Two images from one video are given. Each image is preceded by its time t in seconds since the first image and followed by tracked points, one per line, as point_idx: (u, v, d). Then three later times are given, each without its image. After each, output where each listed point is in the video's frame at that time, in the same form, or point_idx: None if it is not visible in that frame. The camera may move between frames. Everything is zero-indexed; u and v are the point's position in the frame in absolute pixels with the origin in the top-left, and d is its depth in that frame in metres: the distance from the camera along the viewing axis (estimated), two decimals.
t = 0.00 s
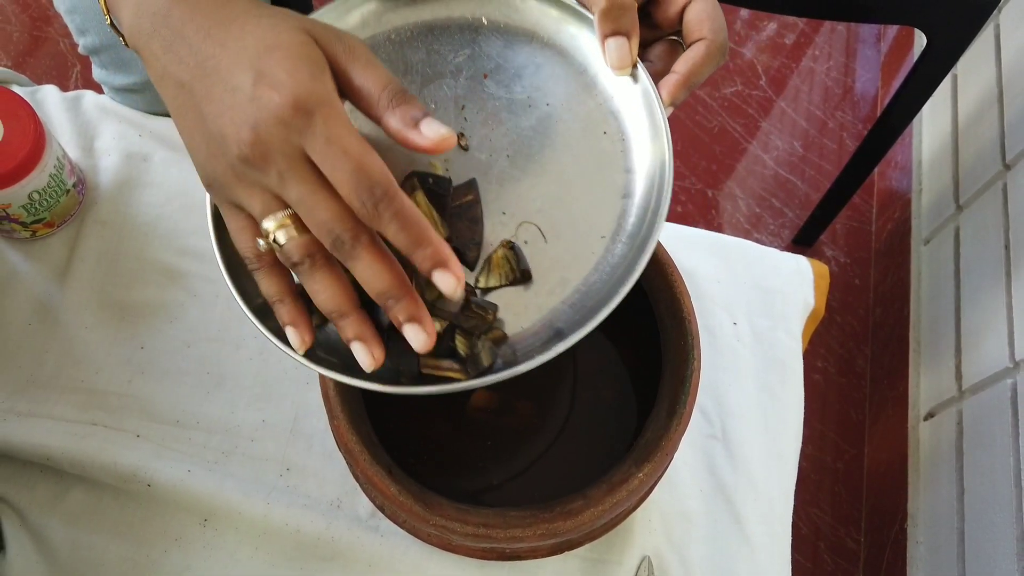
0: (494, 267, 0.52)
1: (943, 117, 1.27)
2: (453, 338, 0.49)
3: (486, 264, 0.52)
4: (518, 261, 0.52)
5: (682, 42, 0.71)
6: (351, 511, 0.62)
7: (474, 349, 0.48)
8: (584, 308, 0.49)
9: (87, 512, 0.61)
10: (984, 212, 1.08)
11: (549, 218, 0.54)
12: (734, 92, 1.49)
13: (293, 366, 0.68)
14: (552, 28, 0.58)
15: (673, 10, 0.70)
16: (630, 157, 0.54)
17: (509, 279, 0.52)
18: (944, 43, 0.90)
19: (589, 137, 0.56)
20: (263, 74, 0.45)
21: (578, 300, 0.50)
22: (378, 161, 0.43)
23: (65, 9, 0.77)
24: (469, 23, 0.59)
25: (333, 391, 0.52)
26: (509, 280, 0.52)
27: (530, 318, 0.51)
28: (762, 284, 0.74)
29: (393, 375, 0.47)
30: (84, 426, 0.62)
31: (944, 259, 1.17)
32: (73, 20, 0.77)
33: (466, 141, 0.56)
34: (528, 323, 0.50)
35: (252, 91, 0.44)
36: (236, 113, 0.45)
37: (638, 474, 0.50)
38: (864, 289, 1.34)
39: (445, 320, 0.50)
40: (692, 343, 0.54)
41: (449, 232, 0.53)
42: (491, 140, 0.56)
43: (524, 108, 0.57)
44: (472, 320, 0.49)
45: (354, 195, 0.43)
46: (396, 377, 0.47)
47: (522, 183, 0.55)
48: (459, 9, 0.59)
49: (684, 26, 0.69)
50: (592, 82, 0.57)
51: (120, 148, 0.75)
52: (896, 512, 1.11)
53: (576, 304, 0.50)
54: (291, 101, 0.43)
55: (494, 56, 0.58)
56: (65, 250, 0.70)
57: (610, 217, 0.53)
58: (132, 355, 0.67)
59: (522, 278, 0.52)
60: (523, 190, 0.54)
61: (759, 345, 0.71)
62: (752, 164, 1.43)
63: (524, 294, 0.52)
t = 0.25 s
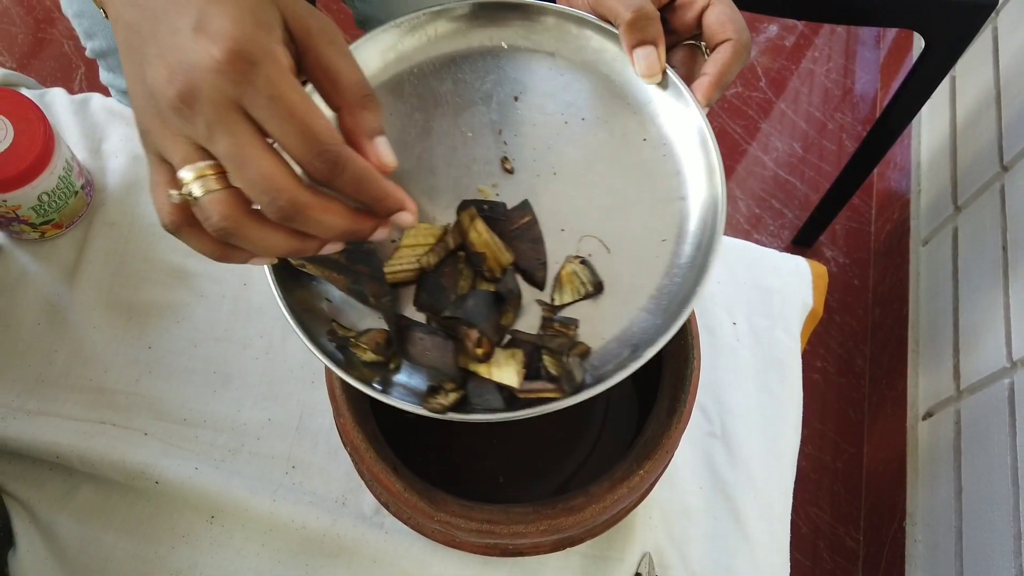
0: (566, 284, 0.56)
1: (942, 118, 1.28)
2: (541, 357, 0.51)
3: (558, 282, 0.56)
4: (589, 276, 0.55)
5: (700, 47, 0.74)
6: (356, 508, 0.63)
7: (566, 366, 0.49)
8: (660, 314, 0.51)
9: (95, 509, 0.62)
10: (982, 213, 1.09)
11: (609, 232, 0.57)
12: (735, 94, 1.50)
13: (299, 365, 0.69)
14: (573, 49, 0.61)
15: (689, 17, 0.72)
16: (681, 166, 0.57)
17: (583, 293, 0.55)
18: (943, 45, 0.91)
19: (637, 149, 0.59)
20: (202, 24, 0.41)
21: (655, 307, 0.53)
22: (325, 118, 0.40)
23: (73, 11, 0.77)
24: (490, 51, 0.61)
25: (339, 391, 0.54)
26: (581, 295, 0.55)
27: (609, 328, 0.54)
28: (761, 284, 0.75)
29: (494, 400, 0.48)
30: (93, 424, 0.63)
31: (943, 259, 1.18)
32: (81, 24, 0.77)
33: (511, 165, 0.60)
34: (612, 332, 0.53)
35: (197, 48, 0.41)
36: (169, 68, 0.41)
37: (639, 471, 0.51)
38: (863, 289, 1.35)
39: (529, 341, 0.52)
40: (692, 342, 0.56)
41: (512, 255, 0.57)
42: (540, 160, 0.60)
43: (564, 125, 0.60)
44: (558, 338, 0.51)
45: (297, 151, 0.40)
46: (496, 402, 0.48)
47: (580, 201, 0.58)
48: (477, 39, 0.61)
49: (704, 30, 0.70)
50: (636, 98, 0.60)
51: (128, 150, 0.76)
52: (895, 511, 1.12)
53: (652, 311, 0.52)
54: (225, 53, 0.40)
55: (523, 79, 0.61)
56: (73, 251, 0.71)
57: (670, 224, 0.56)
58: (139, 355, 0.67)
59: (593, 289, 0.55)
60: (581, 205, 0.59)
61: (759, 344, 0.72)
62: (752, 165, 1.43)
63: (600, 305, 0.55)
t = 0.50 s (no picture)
0: (584, 293, 0.57)
1: (942, 118, 1.28)
2: (565, 369, 0.52)
3: (575, 292, 0.57)
4: (606, 283, 0.57)
5: (701, 47, 0.74)
6: (356, 506, 0.63)
7: (591, 376, 0.51)
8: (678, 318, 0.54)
9: (95, 507, 0.62)
10: (982, 213, 1.09)
11: (621, 235, 0.59)
12: (735, 94, 1.50)
13: (299, 363, 0.69)
14: (571, 56, 0.62)
15: (690, 17, 0.72)
16: (688, 168, 0.60)
17: (601, 300, 0.57)
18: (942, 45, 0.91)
19: (644, 151, 0.61)
20: (257, 38, 0.42)
21: (675, 308, 0.56)
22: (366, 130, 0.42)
23: (74, 11, 0.76)
24: (490, 60, 0.63)
25: (338, 391, 0.54)
26: (600, 302, 0.57)
27: (628, 330, 0.56)
28: (762, 283, 0.75)
29: (522, 415, 0.49)
30: (93, 423, 0.63)
31: (942, 259, 1.18)
32: (82, 23, 0.76)
33: (519, 176, 0.61)
34: (629, 335, 0.56)
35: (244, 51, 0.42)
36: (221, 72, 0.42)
37: (638, 469, 0.51)
38: (863, 289, 1.35)
39: (551, 352, 0.53)
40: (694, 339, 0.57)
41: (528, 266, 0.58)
42: (547, 168, 0.62)
43: (569, 131, 0.62)
44: (581, 349, 0.52)
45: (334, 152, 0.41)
46: (523, 416, 0.49)
47: (593, 206, 0.60)
48: (476, 49, 0.63)
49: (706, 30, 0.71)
50: (643, 103, 0.62)
51: (128, 149, 0.76)
52: (895, 511, 1.12)
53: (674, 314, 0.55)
54: (282, 66, 0.41)
55: (524, 88, 0.63)
56: (74, 249, 0.71)
57: (682, 225, 0.59)
58: (140, 353, 0.68)
59: (611, 296, 0.57)
60: (590, 210, 0.60)
61: (758, 343, 0.72)
62: (752, 165, 1.44)
63: (617, 311, 0.57)
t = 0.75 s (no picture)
0: (618, 312, 0.57)
1: (941, 117, 1.28)
2: (612, 391, 0.52)
3: (609, 312, 0.57)
4: (638, 299, 0.57)
5: (701, 49, 0.73)
6: (353, 505, 0.63)
7: (638, 395, 0.51)
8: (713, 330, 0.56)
9: (91, 505, 0.62)
10: (981, 211, 1.09)
11: (645, 251, 0.60)
12: (734, 93, 1.50)
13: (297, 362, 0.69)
14: (571, 75, 0.64)
15: (690, 20, 0.74)
16: (704, 175, 0.61)
17: (635, 316, 0.57)
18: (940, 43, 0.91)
19: (658, 161, 0.62)
20: (191, 161, 0.44)
21: (712, 318, 0.57)
22: (280, 266, 0.40)
23: (73, 10, 0.75)
24: (492, 86, 0.64)
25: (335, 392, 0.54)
26: (634, 318, 0.57)
27: (665, 343, 0.57)
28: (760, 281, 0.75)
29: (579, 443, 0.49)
30: (90, 421, 0.64)
31: (942, 258, 1.18)
32: (81, 23, 0.76)
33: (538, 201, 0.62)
34: (665, 347, 0.57)
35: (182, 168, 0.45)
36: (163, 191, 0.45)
37: (634, 468, 0.52)
38: (862, 288, 1.35)
39: (595, 376, 0.53)
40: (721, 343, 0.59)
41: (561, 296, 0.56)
42: (563, 190, 0.62)
43: (581, 151, 0.63)
44: (626, 369, 0.52)
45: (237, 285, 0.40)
46: (578, 444, 0.49)
47: (617, 223, 0.61)
48: (477, 79, 0.64)
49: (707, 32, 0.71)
50: (649, 114, 0.63)
51: (126, 148, 0.76)
52: (893, 510, 1.12)
53: (710, 325, 0.57)
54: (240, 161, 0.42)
55: (527, 110, 0.64)
56: (71, 248, 0.71)
57: (703, 233, 0.60)
58: (137, 351, 0.68)
59: (644, 310, 0.57)
60: (613, 227, 0.61)
61: (756, 342, 0.72)
62: (752, 164, 1.43)
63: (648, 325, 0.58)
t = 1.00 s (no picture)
0: (606, 318, 0.56)
1: (938, 116, 1.27)
2: (600, 397, 0.52)
3: (597, 318, 0.56)
4: (626, 306, 0.57)
5: (688, 56, 0.74)
6: (345, 502, 0.63)
7: (626, 401, 0.51)
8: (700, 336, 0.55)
9: (83, 502, 0.62)
10: (978, 209, 1.08)
11: (633, 258, 0.60)
12: (732, 92, 1.49)
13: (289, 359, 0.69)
14: (561, 83, 0.64)
15: (676, 28, 0.73)
16: (691, 183, 0.61)
17: (623, 322, 0.56)
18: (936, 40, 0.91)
19: (646, 169, 0.62)
20: (233, 178, 0.45)
21: (699, 325, 0.57)
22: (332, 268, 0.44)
23: (65, 7, 0.73)
24: (481, 95, 0.64)
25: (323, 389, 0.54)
26: (622, 325, 0.56)
27: (654, 350, 0.56)
28: (754, 279, 0.74)
29: (568, 448, 0.49)
30: (82, 418, 0.63)
31: (939, 256, 1.17)
32: (74, 19, 0.73)
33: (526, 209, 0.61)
34: (654, 354, 0.56)
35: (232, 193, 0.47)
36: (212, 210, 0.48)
37: (626, 464, 0.52)
38: (860, 287, 1.34)
39: (582, 382, 0.52)
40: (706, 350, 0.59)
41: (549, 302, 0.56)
42: (553, 198, 0.62)
43: (569, 158, 0.63)
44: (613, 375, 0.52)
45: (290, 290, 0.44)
46: (565, 449, 0.49)
47: (606, 230, 0.60)
48: (466, 87, 0.64)
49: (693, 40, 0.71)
50: (636, 121, 0.63)
51: (119, 145, 0.76)
52: (890, 508, 1.12)
53: (698, 331, 0.56)
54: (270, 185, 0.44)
55: (516, 117, 0.64)
56: (64, 244, 0.71)
57: (691, 240, 0.60)
58: (129, 348, 0.67)
59: (632, 317, 0.56)
60: (602, 234, 0.60)
61: (750, 340, 0.72)
62: (750, 163, 1.43)
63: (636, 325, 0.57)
